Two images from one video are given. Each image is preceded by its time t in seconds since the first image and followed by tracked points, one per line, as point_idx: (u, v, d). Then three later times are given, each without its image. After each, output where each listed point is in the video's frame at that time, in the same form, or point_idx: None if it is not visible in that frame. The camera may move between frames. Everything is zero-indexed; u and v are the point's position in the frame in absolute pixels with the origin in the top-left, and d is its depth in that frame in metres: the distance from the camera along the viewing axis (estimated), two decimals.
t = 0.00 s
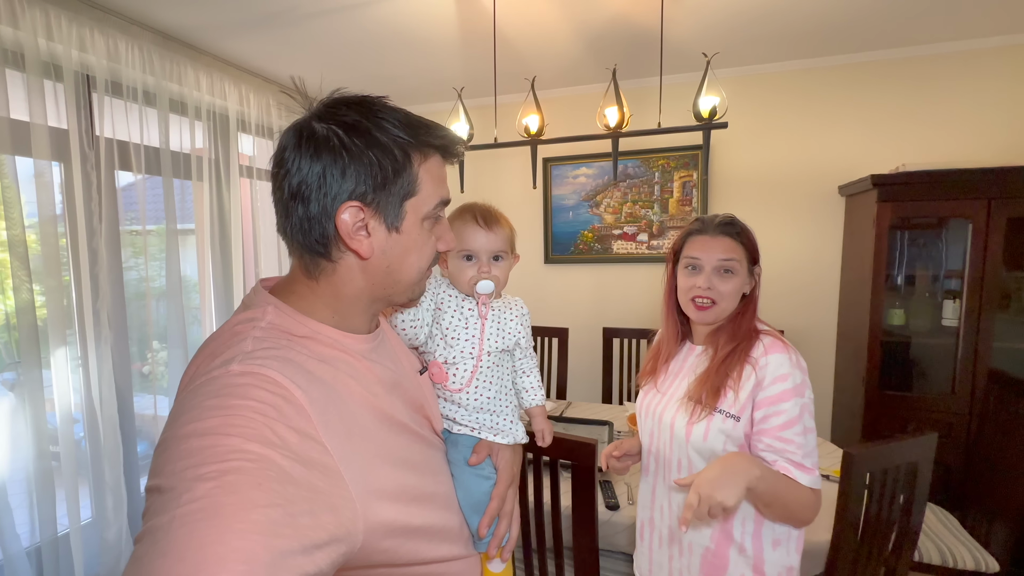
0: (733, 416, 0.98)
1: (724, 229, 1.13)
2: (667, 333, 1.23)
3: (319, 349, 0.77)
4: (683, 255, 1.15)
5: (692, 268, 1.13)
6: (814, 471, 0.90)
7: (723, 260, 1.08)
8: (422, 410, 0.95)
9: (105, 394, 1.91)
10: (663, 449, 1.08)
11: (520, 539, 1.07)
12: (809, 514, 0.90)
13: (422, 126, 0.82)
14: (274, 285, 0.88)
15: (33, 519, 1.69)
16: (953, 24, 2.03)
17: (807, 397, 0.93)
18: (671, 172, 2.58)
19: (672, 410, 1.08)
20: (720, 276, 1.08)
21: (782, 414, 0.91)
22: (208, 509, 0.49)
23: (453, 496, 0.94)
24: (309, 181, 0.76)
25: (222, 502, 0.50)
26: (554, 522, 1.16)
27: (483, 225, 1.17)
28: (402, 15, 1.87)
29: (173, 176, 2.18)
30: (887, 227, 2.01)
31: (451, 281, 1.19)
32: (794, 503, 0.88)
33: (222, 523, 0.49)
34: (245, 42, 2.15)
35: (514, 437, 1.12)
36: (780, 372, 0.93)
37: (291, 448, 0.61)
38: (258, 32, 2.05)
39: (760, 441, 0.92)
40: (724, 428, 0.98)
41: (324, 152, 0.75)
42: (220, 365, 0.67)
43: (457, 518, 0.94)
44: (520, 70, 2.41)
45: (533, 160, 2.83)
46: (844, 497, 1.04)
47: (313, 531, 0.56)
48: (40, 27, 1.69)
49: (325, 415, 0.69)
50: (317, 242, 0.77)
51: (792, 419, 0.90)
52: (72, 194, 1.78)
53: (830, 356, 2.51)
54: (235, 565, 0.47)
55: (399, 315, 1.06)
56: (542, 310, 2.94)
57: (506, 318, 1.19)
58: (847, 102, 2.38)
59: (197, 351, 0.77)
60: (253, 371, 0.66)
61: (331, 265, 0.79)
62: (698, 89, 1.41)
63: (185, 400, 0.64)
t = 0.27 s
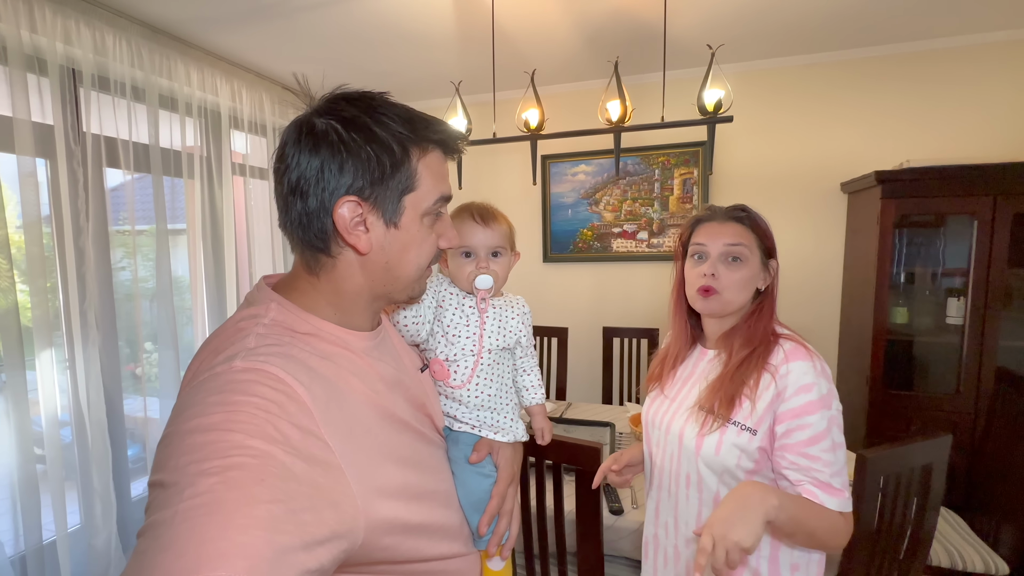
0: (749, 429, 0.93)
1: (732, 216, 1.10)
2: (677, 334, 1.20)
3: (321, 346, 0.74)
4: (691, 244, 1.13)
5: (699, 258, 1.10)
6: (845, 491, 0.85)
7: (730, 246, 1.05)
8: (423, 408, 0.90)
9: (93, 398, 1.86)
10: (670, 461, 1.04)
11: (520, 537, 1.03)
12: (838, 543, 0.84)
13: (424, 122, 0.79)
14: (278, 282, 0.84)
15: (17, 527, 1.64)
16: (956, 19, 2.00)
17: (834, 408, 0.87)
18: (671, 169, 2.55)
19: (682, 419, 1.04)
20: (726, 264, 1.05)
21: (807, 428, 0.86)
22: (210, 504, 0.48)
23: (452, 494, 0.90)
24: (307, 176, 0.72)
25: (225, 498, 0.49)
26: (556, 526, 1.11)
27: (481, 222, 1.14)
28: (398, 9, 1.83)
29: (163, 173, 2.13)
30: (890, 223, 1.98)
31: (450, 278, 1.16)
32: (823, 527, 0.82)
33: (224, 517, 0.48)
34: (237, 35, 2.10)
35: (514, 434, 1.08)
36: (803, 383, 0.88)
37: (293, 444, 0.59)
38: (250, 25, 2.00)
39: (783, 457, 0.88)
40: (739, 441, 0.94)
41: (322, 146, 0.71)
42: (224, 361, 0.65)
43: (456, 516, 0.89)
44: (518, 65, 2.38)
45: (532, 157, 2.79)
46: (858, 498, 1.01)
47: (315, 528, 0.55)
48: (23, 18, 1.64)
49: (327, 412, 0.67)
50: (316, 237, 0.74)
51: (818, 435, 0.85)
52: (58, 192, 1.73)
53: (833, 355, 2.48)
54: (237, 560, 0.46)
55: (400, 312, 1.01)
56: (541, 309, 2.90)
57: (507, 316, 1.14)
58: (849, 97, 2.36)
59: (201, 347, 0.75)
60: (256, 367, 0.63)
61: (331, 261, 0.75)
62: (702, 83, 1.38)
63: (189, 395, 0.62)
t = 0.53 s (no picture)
0: (766, 441, 0.91)
1: (737, 208, 1.08)
2: (683, 334, 1.18)
3: (325, 343, 0.71)
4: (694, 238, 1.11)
5: (701, 252, 1.08)
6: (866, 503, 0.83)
7: (733, 239, 1.03)
8: (427, 405, 0.87)
9: (85, 400, 1.82)
10: (681, 473, 1.02)
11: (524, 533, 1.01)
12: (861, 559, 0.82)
13: (420, 113, 0.76)
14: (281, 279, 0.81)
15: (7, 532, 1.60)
16: (957, 14, 1.99)
17: (855, 417, 0.86)
18: (671, 167, 2.53)
19: (693, 430, 1.01)
20: (729, 257, 1.03)
21: (828, 439, 0.84)
22: (216, 500, 0.46)
23: (457, 489, 0.88)
24: (303, 172, 0.70)
25: (231, 493, 0.47)
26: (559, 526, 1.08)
27: (479, 219, 1.11)
28: (395, 4, 1.81)
29: (156, 171, 2.10)
30: (892, 219, 1.97)
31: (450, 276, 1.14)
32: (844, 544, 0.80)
33: (229, 513, 0.46)
34: (231, 30, 2.06)
35: (517, 430, 1.06)
36: (823, 391, 0.86)
37: (298, 440, 0.57)
38: (243, 20, 1.97)
39: (804, 468, 0.86)
40: (756, 454, 0.91)
41: (316, 141, 0.69)
42: (228, 358, 0.63)
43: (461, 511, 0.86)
44: (517, 61, 2.35)
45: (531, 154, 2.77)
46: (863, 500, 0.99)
47: (320, 523, 0.52)
48: (10, 13, 1.60)
49: (332, 408, 0.64)
50: (313, 233, 0.72)
51: (840, 446, 0.83)
52: (47, 191, 1.69)
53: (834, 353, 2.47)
54: (243, 554, 0.44)
55: (404, 309, 0.97)
56: (540, 307, 2.88)
57: (508, 312, 1.12)
58: (849, 93, 2.34)
59: (205, 344, 0.73)
60: (260, 364, 0.62)
61: (330, 256, 0.73)
62: (705, 77, 1.36)
63: (194, 392, 0.60)
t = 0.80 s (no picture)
0: (776, 442, 0.91)
1: (737, 208, 1.08)
2: (684, 335, 1.18)
3: (326, 344, 0.70)
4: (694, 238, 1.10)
5: (701, 252, 1.07)
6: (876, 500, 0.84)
7: (731, 241, 1.02)
8: (429, 406, 0.86)
9: (80, 401, 1.80)
10: (687, 476, 1.01)
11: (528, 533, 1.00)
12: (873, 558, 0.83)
13: (417, 113, 0.75)
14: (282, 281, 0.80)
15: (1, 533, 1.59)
16: (956, 12, 1.99)
17: (863, 415, 0.86)
18: (670, 165, 2.52)
19: (698, 433, 1.00)
20: (727, 258, 1.02)
21: (838, 439, 0.84)
22: (218, 501, 0.45)
23: (460, 490, 0.87)
24: (300, 174, 0.69)
25: (233, 495, 0.46)
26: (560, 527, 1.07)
27: (477, 220, 1.10)
28: None
29: (150, 170, 2.07)
30: (891, 217, 1.97)
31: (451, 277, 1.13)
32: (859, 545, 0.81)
33: (231, 514, 0.45)
34: (226, 27, 2.04)
35: (519, 430, 1.05)
36: (831, 391, 0.87)
37: (300, 442, 0.56)
38: (238, 17, 1.95)
39: (814, 469, 0.86)
40: (766, 456, 0.91)
41: (313, 143, 0.68)
42: (228, 361, 0.62)
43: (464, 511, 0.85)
44: (515, 58, 2.33)
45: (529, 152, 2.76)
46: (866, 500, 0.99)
47: (323, 524, 0.51)
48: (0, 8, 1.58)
49: (333, 409, 0.63)
50: (312, 235, 0.70)
51: (850, 446, 0.84)
52: (40, 191, 1.67)
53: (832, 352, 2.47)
54: (244, 556, 0.43)
55: (404, 310, 0.97)
56: (539, 306, 2.87)
57: (509, 313, 1.10)
58: (848, 90, 2.34)
59: (206, 347, 0.71)
60: (261, 366, 0.60)
61: (328, 257, 0.72)
62: (704, 75, 1.35)
63: (195, 395, 0.59)
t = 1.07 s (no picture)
0: (773, 440, 0.91)
1: (734, 210, 1.07)
2: (681, 334, 1.17)
3: (324, 346, 0.70)
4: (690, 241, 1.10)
5: (697, 255, 1.07)
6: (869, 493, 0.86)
7: (728, 244, 1.02)
8: (429, 407, 0.86)
9: (76, 400, 1.79)
10: (685, 476, 1.01)
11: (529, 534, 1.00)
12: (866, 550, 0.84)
13: (412, 113, 0.74)
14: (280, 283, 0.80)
15: None
16: (954, 11, 1.99)
17: (857, 412, 0.87)
18: (668, 163, 2.52)
19: (695, 433, 1.00)
20: (724, 261, 1.02)
21: (833, 435, 0.85)
22: (212, 506, 0.45)
23: (461, 491, 0.87)
24: (295, 176, 0.69)
25: (227, 500, 0.46)
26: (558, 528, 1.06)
27: (472, 221, 1.07)
28: None
29: (146, 168, 2.06)
30: (889, 216, 1.97)
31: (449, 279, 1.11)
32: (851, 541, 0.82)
33: (226, 519, 0.45)
34: (222, 24, 2.03)
35: (520, 431, 1.04)
36: (826, 388, 0.88)
37: (296, 445, 0.56)
38: (234, 15, 1.93)
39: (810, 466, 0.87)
40: (764, 454, 0.91)
41: (308, 144, 0.68)
42: (224, 364, 0.62)
43: (464, 512, 0.85)
44: (513, 57, 2.33)
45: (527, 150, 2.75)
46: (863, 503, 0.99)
47: (319, 528, 0.51)
48: None
49: (330, 412, 0.63)
50: (308, 236, 0.70)
51: (845, 442, 0.85)
52: (35, 189, 1.66)
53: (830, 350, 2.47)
54: (239, 562, 0.43)
55: (403, 311, 0.98)
56: (537, 305, 2.87)
57: (508, 313, 1.10)
58: (846, 89, 2.34)
59: (203, 350, 0.71)
60: (257, 369, 0.60)
61: (325, 259, 0.72)
62: (702, 74, 1.35)
63: (190, 398, 0.59)
